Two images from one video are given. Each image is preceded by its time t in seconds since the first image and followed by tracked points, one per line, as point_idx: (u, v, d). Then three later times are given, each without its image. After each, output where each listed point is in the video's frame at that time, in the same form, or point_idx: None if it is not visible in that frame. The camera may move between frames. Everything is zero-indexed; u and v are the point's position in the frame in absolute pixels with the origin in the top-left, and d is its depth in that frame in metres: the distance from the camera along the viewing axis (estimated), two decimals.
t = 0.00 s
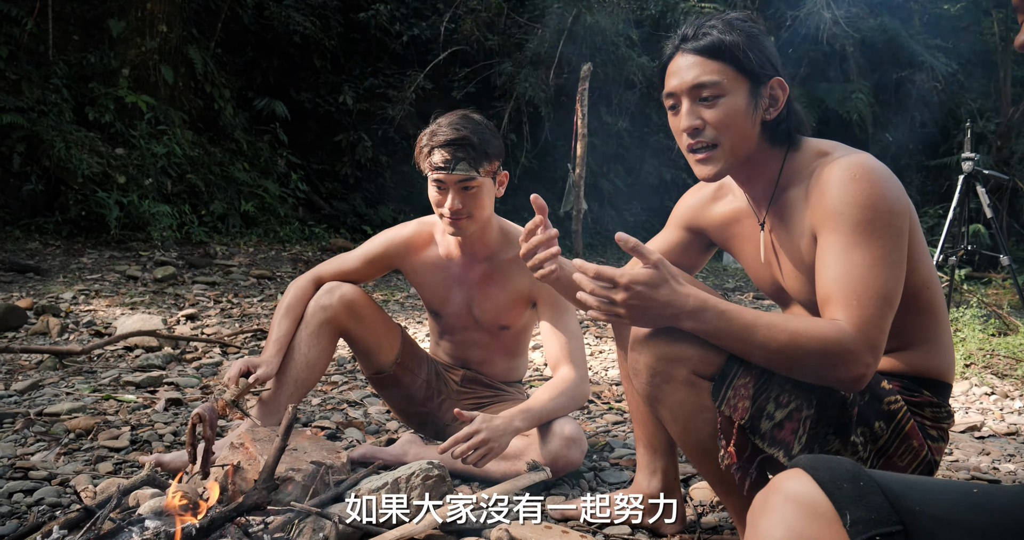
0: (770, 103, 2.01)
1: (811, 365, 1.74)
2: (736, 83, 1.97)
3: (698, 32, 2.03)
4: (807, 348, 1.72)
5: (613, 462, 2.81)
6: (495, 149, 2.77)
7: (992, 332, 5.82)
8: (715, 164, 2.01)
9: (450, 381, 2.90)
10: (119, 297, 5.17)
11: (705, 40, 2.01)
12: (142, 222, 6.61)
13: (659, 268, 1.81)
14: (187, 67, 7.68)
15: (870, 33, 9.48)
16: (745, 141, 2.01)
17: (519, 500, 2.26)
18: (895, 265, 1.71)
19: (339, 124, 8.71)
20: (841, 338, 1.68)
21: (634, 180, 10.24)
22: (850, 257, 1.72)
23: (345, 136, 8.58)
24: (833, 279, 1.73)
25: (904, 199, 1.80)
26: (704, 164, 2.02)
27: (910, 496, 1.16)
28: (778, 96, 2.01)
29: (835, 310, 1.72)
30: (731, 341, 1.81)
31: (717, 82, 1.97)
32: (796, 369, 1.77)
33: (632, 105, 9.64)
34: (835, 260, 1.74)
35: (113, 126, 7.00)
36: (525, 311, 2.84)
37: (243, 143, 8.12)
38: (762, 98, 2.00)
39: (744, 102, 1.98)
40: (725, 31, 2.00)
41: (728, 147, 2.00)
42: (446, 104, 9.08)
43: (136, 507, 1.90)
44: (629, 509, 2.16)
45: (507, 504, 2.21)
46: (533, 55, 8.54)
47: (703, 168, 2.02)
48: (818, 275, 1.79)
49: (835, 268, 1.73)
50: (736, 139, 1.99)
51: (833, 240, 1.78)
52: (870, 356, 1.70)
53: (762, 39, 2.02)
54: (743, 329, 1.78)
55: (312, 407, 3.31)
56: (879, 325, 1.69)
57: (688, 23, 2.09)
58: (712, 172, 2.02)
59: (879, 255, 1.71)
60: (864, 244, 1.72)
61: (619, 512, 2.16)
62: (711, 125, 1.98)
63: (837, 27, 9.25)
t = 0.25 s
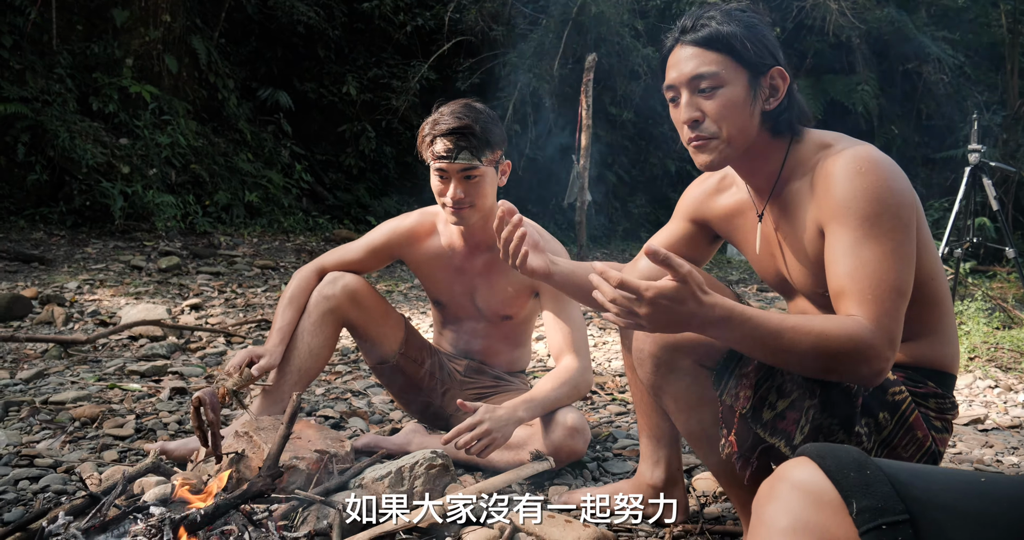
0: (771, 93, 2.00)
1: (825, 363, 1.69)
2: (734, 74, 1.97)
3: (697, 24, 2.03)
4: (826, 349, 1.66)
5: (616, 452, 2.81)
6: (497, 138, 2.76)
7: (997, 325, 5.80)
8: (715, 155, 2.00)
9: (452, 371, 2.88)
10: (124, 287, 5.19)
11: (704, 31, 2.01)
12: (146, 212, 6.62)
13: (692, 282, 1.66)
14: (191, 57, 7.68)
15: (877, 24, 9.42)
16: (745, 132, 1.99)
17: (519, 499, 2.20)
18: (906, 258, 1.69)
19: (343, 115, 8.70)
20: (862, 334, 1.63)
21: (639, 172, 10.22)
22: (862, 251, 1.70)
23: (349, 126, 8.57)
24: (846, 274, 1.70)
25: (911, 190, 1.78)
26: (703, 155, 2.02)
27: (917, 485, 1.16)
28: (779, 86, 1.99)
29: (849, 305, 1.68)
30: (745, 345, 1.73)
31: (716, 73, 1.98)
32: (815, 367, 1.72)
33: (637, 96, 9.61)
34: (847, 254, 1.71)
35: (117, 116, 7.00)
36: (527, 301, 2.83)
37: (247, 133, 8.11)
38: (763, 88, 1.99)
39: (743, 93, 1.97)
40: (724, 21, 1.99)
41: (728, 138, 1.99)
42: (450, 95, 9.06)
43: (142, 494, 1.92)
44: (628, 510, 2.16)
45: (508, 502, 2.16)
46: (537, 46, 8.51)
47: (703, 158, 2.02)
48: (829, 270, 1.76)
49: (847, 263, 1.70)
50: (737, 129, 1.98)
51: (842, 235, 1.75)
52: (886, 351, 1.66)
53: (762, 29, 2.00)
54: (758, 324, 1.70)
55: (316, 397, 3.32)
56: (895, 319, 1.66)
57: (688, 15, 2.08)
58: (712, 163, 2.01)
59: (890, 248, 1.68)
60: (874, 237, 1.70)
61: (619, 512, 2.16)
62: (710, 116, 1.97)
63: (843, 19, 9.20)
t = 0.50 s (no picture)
0: (763, 101, 2.01)
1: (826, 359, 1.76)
2: (726, 83, 1.98)
3: (689, 34, 2.04)
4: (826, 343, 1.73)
5: (614, 457, 2.81)
6: (495, 141, 2.77)
7: (996, 331, 5.81)
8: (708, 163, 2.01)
9: (451, 376, 2.89)
10: (123, 287, 5.18)
11: (696, 41, 2.01)
12: (146, 212, 6.62)
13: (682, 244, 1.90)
14: (192, 57, 7.69)
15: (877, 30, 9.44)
16: (737, 140, 2.00)
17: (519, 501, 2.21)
18: (903, 261, 1.72)
19: (343, 116, 8.71)
20: (858, 332, 1.70)
21: (639, 175, 10.22)
22: (860, 256, 1.73)
23: (349, 128, 8.58)
24: (844, 277, 1.75)
25: (906, 197, 1.80)
26: (696, 164, 2.03)
27: (917, 493, 1.16)
28: (770, 93, 2.01)
29: (848, 306, 1.74)
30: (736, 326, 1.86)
31: (706, 82, 1.98)
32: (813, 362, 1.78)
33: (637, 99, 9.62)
34: (845, 258, 1.75)
35: (117, 116, 7.00)
36: (524, 305, 2.83)
37: (247, 134, 8.11)
38: (754, 96, 2.00)
39: (735, 102, 1.98)
40: (715, 31, 2.00)
41: (721, 146, 2.00)
42: (451, 97, 9.07)
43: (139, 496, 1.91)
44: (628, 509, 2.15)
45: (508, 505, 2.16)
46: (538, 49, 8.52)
47: (695, 167, 2.03)
48: (827, 273, 1.80)
49: (846, 266, 1.75)
50: (729, 138, 1.99)
51: (839, 240, 1.78)
52: (884, 349, 1.72)
53: (754, 37, 2.01)
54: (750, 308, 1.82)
55: (314, 399, 3.32)
56: (892, 318, 1.71)
57: (681, 24, 2.09)
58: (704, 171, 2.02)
59: (888, 252, 1.72)
60: (872, 242, 1.73)
61: (619, 512, 2.15)
62: (702, 125, 1.98)
63: (844, 24, 9.21)
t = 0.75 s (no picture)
0: (762, 96, 2.01)
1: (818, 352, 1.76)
2: (724, 78, 1.97)
3: (688, 30, 2.04)
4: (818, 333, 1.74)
5: (614, 455, 2.81)
6: (494, 139, 2.76)
7: (995, 329, 5.81)
8: (708, 158, 2.02)
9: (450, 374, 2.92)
10: (122, 285, 5.18)
11: (694, 38, 2.01)
12: (145, 211, 6.62)
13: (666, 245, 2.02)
14: (191, 56, 7.69)
15: (876, 28, 9.45)
16: (737, 135, 2.00)
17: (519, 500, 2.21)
18: (898, 251, 1.72)
19: (343, 114, 8.70)
20: (850, 321, 1.71)
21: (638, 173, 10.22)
22: (855, 245, 1.74)
23: (349, 126, 8.58)
24: (840, 267, 1.75)
25: (904, 190, 1.81)
26: (696, 159, 2.04)
27: (918, 490, 1.16)
28: (770, 88, 2.01)
29: (842, 296, 1.74)
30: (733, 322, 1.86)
31: (704, 78, 1.98)
32: (809, 356, 1.78)
33: (637, 98, 9.62)
34: (841, 248, 1.75)
35: (117, 115, 6.99)
36: (524, 302, 2.83)
37: (247, 133, 8.10)
38: (754, 91, 2.00)
39: (734, 96, 1.98)
40: (713, 28, 2.00)
41: (720, 141, 2.00)
42: (450, 95, 9.06)
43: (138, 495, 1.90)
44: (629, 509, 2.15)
45: (507, 504, 2.16)
46: (537, 47, 8.51)
47: (695, 162, 2.04)
48: (823, 263, 1.81)
49: (841, 256, 1.75)
50: (728, 133, 1.99)
51: (836, 229, 1.79)
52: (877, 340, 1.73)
53: (752, 32, 2.01)
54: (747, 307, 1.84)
55: (314, 397, 3.32)
56: (887, 308, 1.72)
57: (679, 21, 2.09)
58: (704, 166, 2.03)
59: (882, 241, 1.72)
60: (866, 232, 1.73)
61: (619, 512, 2.16)
62: (701, 120, 1.98)
63: (843, 22, 9.21)
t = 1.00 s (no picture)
0: (762, 94, 2.00)
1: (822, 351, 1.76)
2: (724, 76, 1.98)
3: (687, 29, 2.04)
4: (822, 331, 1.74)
5: (614, 453, 2.82)
6: (496, 137, 2.76)
7: (995, 327, 5.81)
8: (708, 155, 2.01)
9: (451, 371, 2.91)
10: (123, 284, 5.18)
11: (694, 36, 2.02)
12: (145, 209, 6.62)
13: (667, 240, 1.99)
14: (190, 54, 7.68)
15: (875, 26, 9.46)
16: (736, 133, 2.01)
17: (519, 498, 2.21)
18: (902, 250, 1.73)
19: (342, 113, 8.70)
20: (854, 321, 1.72)
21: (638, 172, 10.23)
22: (859, 244, 1.74)
23: (349, 125, 8.58)
24: (843, 266, 1.75)
25: (907, 187, 1.80)
26: (696, 156, 2.03)
27: (921, 487, 1.16)
28: (769, 87, 2.00)
29: (845, 296, 1.74)
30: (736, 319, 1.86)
31: (704, 76, 1.99)
32: (813, 355, 1.78)
33: (637, 96, 9.62)
34: (844, 247, 1.75)
35: (116, 113, 6.99)
36: (525, 300, 2.83)
37: (247, 131, 8.10)
38: (752, 90, 2.00)
39: (733, 94, 1.98)
40: (713, 26, 2.01)
41: (720, 139, 2.00)
42: (450, 93, 9.05)
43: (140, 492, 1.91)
44: (642, 505, 2.15)
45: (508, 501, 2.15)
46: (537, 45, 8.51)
47: (695, 159, 2.04)
48: (827, 261, 1.80)
49: (845, 256, 1.75)
50: (728, 130, 1.99)
51: (840, 228, 1.79)
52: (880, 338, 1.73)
53: (751, 30, 2.01)
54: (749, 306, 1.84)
55: (314, 395, 3.32)
56: (890, 307, 1.72)
57: (679, 20, 2.09)
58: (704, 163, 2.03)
59: (885, 239, 1.72)
60: (870, 231, 1.73)
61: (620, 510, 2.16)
62: (701, 118, 1.99)
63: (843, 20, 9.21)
